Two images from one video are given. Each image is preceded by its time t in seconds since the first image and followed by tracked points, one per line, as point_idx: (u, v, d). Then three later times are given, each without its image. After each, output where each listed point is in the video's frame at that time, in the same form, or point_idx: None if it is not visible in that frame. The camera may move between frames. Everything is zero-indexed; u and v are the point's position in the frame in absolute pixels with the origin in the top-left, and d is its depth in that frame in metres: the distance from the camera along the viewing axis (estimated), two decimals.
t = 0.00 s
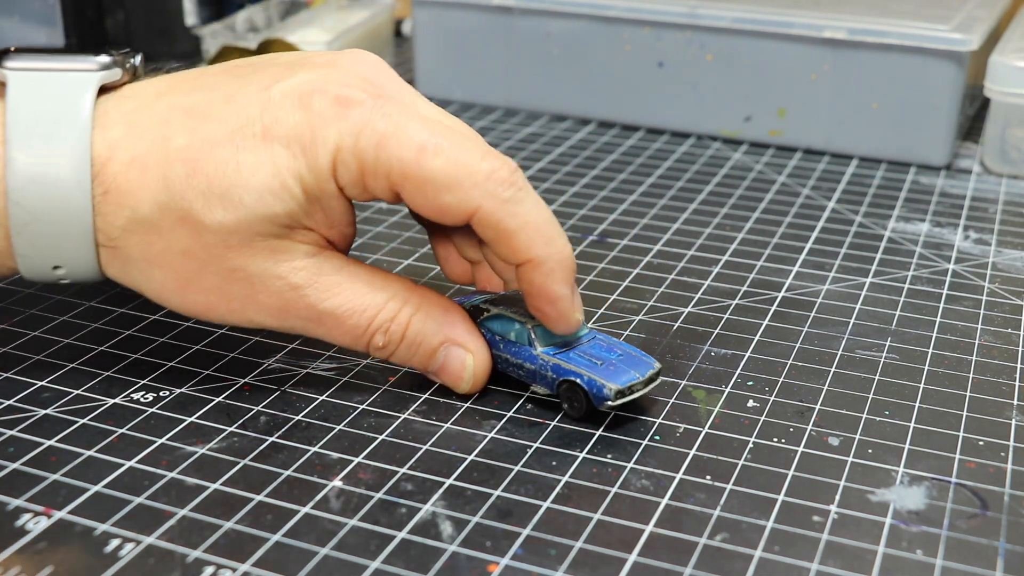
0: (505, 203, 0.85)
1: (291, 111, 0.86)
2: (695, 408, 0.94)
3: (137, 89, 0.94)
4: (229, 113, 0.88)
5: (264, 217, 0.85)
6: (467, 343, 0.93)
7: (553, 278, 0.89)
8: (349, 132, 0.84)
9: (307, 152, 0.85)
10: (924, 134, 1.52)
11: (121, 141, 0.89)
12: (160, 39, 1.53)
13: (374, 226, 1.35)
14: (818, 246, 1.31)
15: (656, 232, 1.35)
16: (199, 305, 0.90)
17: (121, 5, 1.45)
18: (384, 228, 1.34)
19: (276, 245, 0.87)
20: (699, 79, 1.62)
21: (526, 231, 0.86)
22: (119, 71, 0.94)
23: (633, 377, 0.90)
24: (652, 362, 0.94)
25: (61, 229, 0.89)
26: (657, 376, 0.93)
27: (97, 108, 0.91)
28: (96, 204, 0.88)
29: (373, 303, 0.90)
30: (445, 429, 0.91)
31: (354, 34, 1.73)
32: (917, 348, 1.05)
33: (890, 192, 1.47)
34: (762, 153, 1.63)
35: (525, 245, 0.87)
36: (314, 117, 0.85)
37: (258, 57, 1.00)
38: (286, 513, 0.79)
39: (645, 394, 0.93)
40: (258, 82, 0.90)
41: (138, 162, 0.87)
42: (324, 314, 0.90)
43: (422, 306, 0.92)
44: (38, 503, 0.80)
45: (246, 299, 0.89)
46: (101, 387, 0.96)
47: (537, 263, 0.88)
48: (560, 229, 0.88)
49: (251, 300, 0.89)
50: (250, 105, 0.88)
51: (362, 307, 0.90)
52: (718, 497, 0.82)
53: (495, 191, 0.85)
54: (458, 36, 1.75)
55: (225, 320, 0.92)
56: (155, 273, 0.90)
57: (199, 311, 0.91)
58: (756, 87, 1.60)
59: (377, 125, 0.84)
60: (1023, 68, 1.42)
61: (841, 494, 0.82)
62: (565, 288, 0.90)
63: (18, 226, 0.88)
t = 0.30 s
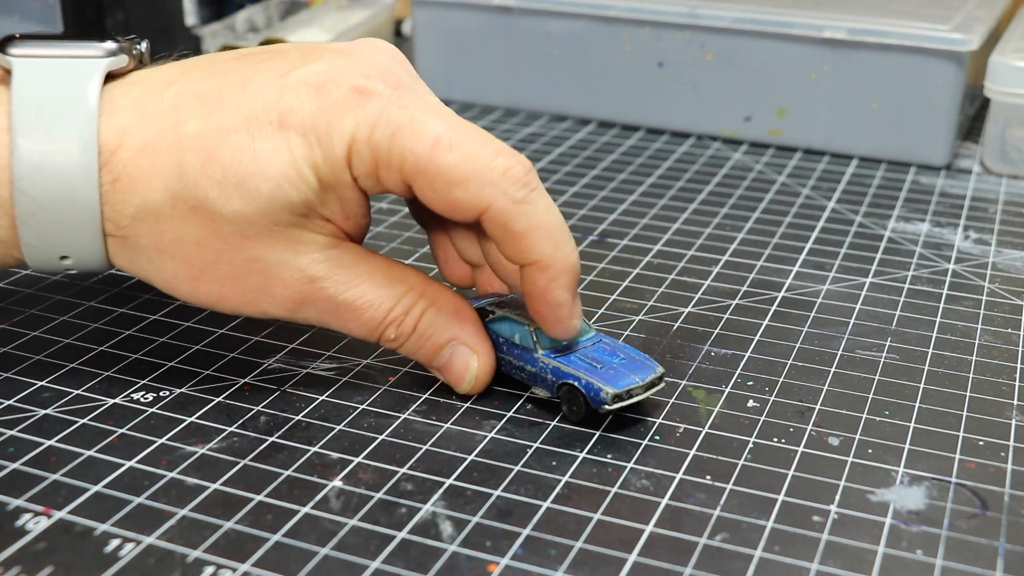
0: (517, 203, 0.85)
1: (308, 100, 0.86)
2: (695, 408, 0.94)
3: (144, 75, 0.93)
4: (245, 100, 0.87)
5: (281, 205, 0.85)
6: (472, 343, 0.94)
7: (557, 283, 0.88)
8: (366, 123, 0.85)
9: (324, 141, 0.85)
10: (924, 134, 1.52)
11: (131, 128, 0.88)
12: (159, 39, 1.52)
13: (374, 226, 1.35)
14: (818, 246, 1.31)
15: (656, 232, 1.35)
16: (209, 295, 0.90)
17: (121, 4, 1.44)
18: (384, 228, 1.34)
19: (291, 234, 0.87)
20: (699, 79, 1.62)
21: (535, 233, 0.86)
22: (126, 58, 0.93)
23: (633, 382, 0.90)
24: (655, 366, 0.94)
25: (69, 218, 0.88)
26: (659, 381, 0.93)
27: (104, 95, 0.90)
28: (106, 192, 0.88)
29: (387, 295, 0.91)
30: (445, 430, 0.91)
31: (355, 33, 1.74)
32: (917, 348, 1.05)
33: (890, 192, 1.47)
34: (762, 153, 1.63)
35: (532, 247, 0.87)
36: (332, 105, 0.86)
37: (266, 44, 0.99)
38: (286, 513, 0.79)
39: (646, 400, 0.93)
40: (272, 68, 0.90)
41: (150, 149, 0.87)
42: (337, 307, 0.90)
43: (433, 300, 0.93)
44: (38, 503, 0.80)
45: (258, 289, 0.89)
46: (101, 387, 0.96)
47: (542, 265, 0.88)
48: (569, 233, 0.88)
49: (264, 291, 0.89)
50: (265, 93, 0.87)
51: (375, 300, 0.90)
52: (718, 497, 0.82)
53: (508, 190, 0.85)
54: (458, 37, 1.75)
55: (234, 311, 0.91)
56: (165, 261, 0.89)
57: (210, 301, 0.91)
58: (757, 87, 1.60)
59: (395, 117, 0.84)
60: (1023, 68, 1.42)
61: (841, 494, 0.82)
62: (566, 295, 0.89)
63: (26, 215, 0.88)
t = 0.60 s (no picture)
0: (516, 200, 0.85)
1: (311, 93, 0.86)
2: (695, 408, 0.94)
3: (145, 75, 0.93)
4: (248, 95, 0.87)
5: (286, 199, 0.85)
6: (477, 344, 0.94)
7: (554, 284, 0.88)
8: (369, 115, 0.84)
9: (328, 134, 0.85)
10: (924, 134, 1.52)
11: (133, 126, 0.88)
12: (159, 38, 1.52)
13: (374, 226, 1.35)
14: (818, 246, 1.31)
15: (656, 232, 1.35)
16: (215, 293, 0.90)
17: (121, 4, 1.45)
18: (384, 228, 1.34)
19: (297, 230, 0.87)
20: (699, 79, 1.62)
21: (532, 231, 0.86)
22: (127, 58, 0.93)
23: (639, 381, 0.90)
24: (661, 363, 0.93)
25: (71, 218, 0.88)
26: (665, 378, 0.93)
27: (106, 95, 0.91)
28: (107, 191, 0.88)
29: (393, 290, 0.91)
30: (445, 430, 0.91)
31: (355, 34, 1.73)
32: (917, 348, 1.05)
33: (890, 192, 1.47)
34: (762, 153, 1.63)
35: (531, 246, 0.86)
36: (337, 97, 0.86)
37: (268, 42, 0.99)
38: (286, 513, 0.79)
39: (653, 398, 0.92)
40: (275, 63, 0.90)
41: (152, 147, 0.87)
42: (343, 304, 0.90)
43: (437, 299, 0.93)
44: (38, 503, 0.80)
45: (264, 287, 0.89)
46: (101, 387, 0.96)
47: (536, 267, 0.87)
48: (566, 231, 0.88)
49: (271, 288, 0.89)
50: (268, 88, 0.87)
51: (381, 298, 0.90)
52: (718, 497, 0.82)
53: (507, 187, 0.84)
54: (457, 36, 1.75)
55: (240, 309, 0.92)
56: (170, 260, 0.89)
57: (217, 300, 0.91)
58: (757, 87, 1.59)
59: (398, 109, 0.85)
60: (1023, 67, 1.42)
61: (841, 494, 0.82)
62: (563, 296, 0.89)
63: (25, 215, 0.88)
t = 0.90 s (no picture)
0: (520, 137, 0.95)
1: (296, 81, 0.88)
2: (695, 408, 0.94)
3: (137, 88, 0.94)
4: (232, 91, 0.88)
5: (279, 188, 0.84)
6: (476, 331, 0.91)
7: (559, 212, 0.99)
8: (364, 88, 0.89)
9: (321, 115, 0.87)
10: (925, 134, 1.52)
11: (125, 132, 0.89)
12: (159, 38, 1.52)
13: (374, 226, 1.35)
14: (818, 246, 1.31)
15: (656, 232, 1.35)
16: (210, 298, 0.90)
17: (121, 4, 1.44)
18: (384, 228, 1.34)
19: (288, 227, 0.86)
20: (699, 79, 1.62)
21: (537, 165, 0.97)
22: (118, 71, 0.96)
23: (641, 371, 0.91)
24: (659, 345, 0.94)
25: (67, 225, 0.88)
26: (665, 361, 0.93)
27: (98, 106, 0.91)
28: (101, 197, 0.88)
29: (387, 286, 0.88)
30: (445, 430, 0.91)
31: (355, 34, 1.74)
32: (917, 348, 1.05)
33: (890, 192, 1.47)
34: (762, 153, 1.63)
35: (536, 178, 0.97)
36: (325, 82, 0.88)
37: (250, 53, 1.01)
38: (286, 513, 0.79)
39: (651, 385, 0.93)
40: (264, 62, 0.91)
41: (145, 151, 0.87)
42: (332, 308, 0.88)
43: (432, 302, 0.89)
44: (38, 503, 0.80)
45: (256, 289, 0.88)
46: (101, 388, 0.96)
47: (540, 198, 0.98)
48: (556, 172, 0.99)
49: (261, 290, 0.88)
50: (252, 82, 0.88)
51: (370, 302, 0.87)
52: (718, 497, 0.82)
53: (512, 125, 0.94)
54: (457, 36, 1.75)
55: (235, 314, 0.91)
56: (164, 267, 0.89)
57: (212, 305, 0.91)
58: (757, 87, 1.59)
59: (391, 79, 0.90)
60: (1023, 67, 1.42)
61: (841, 494, 0.82)
62: (565, 225, 1.00)
63: (20, 225, 0.88)
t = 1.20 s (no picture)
0: (502, 149, 0.88)
1: (264, 97, 0.84)
2: (695, 408, 0.94)
3: (114, 97, 0.93)
4: (203, 111, 0.85)
5: (261, 214, 0.84)
6: (472, 341, 0.91)
7: (550, 223, 0.91)
8: (333, 105, 0.84)
9: (292, 138, 0.84)
10: (925, 134, 1.52)
11: (105, 155, 0.88)
12: (159, 38, 1.51)
13: (374, 226, 1.35)
14: (818, 246, 1.31)
15: (656, 232, 1.35)
16: (206, 317, 0.91)
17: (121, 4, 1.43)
18: (384, 228, 1.34)
19: (275, 250, 0.86)
20: (698, 79, 1.63)
21: (523, 176, 0.89)
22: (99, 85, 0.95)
23: (647, 373, 0.90)
24: (657, 336, 0.92)
25: (59, 248, 0.89)
26: (668, 351, 0.92)
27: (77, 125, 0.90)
28: (89, 223, 0.88)
29: (377, 306, 0.89)
30: (445, 430, 0.91)
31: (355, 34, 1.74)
32: (917, 348, 1.05)
33: (890, 192, 1.47)
34: (762, 153, 1.63)
35: (523, 191, 0.90)
36: (294, 97, 0.84)
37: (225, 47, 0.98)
38: (286, 513, 0.79)
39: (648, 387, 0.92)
40: (233, 69, 0.88)
41: (125, 176, 0.87)
42: (325, 327, 0.89)
43: (422, 319, 0.90)
44: (38, 503, 0.80)
45: (249, 310, 0.89)
46: (101, 388, 0.96)
47: (532, 208, 0.91)
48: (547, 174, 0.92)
49: (254, 311, 0.89)
50: (222, 99, 0.85)
51: (361, 323, 0.88)
52: (718, 497, 0.82)
53: (490, 138, 0.87)
54: (457, 36, 1.75)
55: (231, 329, 0.92)
56: (157, 289, 0.90)
57: (207, 323, 0.92)
58: (757, 86, 1.59)
59: (361, 92, 0.84)
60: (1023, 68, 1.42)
61: (841, 494, 0.82)
62: (560, 232, 0.92)
63: (12, 253, 0.88)
